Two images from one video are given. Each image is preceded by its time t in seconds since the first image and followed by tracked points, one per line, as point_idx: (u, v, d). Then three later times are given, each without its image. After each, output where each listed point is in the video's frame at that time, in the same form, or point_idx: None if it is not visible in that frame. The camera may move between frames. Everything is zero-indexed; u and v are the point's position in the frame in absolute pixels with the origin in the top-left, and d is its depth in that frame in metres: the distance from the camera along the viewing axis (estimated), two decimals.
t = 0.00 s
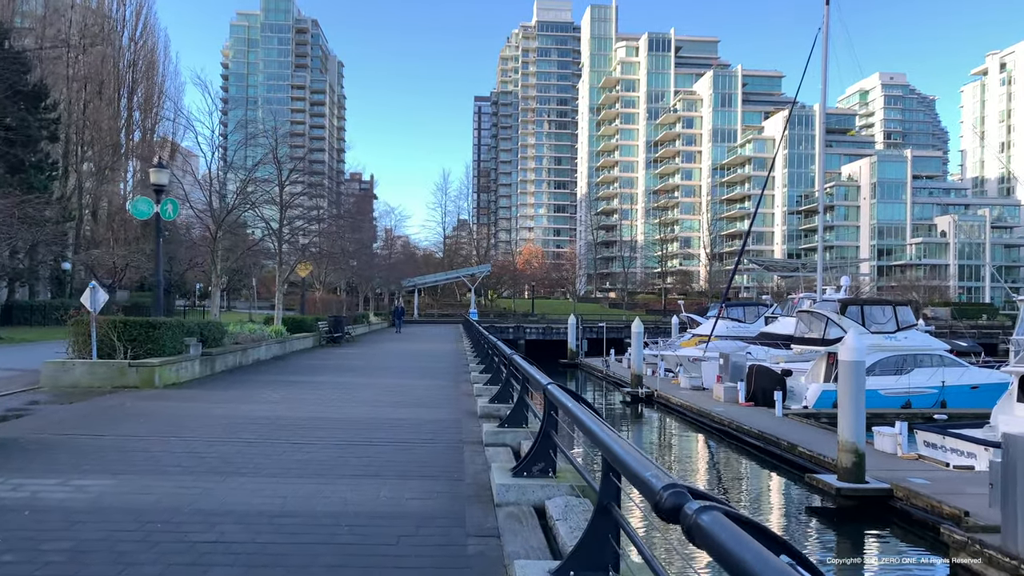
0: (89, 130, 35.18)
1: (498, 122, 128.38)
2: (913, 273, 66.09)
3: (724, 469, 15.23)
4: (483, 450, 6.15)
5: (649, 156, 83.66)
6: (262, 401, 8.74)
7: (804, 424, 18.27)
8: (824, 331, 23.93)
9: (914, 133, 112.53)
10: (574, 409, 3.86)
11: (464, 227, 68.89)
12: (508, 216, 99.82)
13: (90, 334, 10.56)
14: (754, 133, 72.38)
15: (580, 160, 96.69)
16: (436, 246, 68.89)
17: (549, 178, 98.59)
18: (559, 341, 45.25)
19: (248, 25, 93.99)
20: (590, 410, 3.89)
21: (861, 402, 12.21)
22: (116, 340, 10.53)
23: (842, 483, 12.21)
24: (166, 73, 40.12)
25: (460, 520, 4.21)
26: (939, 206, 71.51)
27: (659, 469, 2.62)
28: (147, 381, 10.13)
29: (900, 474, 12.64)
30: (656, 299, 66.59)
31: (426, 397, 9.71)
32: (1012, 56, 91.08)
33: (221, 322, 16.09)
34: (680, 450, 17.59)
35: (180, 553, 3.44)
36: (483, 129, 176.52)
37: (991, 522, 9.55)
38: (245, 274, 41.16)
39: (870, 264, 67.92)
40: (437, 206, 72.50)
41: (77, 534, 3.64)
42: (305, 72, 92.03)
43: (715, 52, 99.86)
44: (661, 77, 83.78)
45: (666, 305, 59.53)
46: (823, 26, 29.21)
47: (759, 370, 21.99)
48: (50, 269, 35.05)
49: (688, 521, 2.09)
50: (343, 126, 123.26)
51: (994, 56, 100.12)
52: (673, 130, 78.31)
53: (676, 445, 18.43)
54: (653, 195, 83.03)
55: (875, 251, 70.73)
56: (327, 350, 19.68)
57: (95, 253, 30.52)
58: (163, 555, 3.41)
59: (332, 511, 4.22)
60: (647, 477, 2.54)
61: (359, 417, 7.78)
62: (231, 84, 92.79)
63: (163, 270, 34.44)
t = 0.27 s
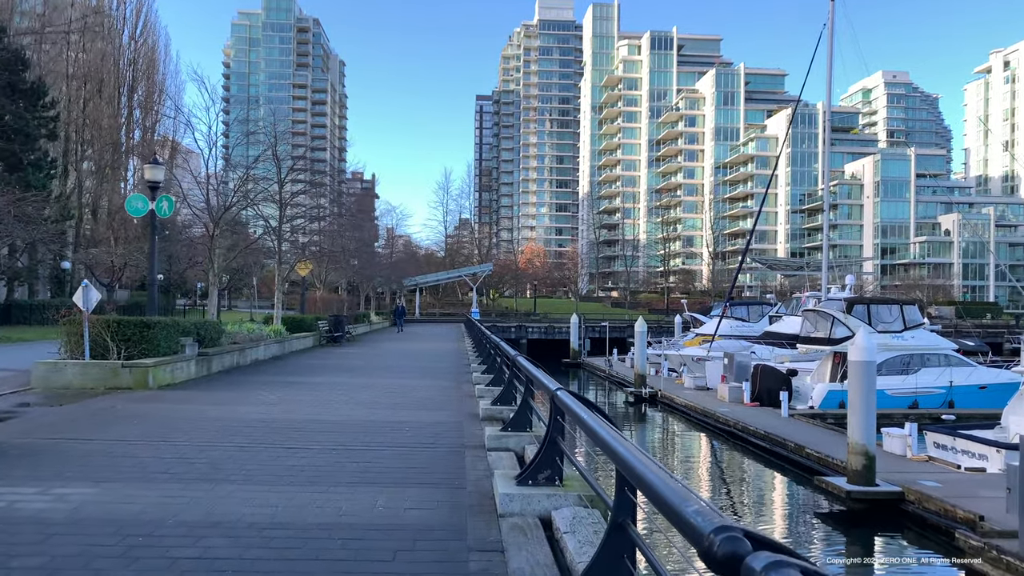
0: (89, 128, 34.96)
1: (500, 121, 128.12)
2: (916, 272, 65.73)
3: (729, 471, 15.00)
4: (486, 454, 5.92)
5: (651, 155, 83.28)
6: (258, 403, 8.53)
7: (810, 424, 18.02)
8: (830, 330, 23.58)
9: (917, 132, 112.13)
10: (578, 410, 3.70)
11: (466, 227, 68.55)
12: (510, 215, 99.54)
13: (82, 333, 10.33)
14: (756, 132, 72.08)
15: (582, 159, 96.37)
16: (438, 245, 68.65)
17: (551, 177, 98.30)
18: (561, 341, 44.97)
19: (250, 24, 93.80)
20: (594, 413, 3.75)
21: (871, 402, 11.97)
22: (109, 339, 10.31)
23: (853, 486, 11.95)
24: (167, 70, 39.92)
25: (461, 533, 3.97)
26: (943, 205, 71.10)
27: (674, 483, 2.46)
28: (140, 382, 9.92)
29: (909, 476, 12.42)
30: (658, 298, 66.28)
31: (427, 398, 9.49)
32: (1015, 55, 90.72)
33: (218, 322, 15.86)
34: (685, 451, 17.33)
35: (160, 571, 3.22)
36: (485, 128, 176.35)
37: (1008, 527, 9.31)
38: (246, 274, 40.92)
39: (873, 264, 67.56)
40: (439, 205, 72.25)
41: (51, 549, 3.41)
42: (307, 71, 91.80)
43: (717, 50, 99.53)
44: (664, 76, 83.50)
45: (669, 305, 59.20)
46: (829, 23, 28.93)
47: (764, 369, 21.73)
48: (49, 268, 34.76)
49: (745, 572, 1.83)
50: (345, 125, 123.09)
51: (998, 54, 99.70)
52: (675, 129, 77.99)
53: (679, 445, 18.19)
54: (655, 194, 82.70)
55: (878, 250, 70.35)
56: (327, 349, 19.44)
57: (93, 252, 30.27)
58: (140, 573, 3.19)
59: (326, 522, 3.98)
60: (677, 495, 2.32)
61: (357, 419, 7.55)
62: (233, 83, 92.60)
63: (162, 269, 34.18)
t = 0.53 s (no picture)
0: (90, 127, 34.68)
1: (502, 121, 127.81)
2: (921, 272, 65.44)
3: (737, 473, 14.74)
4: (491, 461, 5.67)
5: (654, 154, 83.11)
6: (255, 406, 8.29)
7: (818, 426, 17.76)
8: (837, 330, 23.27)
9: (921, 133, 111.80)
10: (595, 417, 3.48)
11: (468, 226, 68.27)
12: (512, 215, 99.31)
13: (76, 334, 10.15)
14: (759, 131, 71.89)
15: (584, 158, 96.10)
16: (440, 245, 68.50)
17: (553, 177, 98.08)
18: (564, 341, 44.77)
19: (251, 24, 93.65)
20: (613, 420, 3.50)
21: (883, 404, 11.69)
22: (103, 340, 10.09)
23: (864, 490, 11.70)
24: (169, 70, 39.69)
25: (468, 548, 3.72)
26: (947, 205, 70.93)
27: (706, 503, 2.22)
28: (135, 384, 9.72)
29: (922, 480, 12.17)
30: (661, 298, 66.03)
31: (430, 401, 9.25)
32: (1020, 54, 90.39)
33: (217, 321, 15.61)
34: (690, 453, 17.04)
35: None
36: (487, 128, 176.21)
37: None
38: (248, 273, 40.74)
39: (877, 264, 67.29)
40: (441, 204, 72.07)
41: (26, 567, 3.18)
42: (309, 70, 91.60)
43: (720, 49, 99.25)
44: (667, 75, 83.32)
45: (672, 305, 59.00)
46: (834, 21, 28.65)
47: (770, 371, 21.48)
48: (49, 268, 34.56)
49: None
50: (347, 124, 122.78)
51: (1002, 53, 99.38)
52: (678, 128, 77.81)
53: (685, 447, 17.92)
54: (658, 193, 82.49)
55: (882, 250, 70.10)
56: (328, 350, 19.20)
57: (93, 250, 30.06)
58: None
59: (324, 536, 3.75)
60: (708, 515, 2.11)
61: (357, 422, 7.30)
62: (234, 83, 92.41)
63: (163, 270, 33.96)
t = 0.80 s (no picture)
0: (89, 127, 34.36)
1: (504, 120, 127.49)
2: (924, 273, 65.13)
3: (745, 476, 14.50)
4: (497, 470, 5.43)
5: (656, 154, 82.86)
6: (252, 409, 8.05)
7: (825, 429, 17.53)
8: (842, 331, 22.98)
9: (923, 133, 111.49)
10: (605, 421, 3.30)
11: (469, 226, 68.03)
12: (513, 215, 99.09)
13: (68, 336, 9.95)
14: (762, 131, 71.70)
15: (586, 158, 95.86)
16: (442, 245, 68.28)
17: (554, 177, 97.82)
18: (566, 342, 44.53)
19: (253, 24, 93.39)
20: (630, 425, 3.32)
21: (895, 407, 11.45)
22: (96, 342, 9.90)
23: (876, 495, 11.46)
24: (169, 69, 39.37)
25: (474, 566, 3.50)
26: (950, 206, 70.65)
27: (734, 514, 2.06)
28: (128, 387, 9.53)
29: (935, 486, 11.95)
30: (663, 298, 65.79)
31: (433, 405, 9.01)
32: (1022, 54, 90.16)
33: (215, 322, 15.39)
34: (696, 456, 16.81)
35: None
36: (488, 129, 176.02)
37: None
38: (249, 273, 40.55)
39: (880, 265, 67.03)
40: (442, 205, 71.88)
41: None
42: (310, 70, 91.37)
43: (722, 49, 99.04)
44: (669, 75, 83.09)
45: (675, 305, 58.78)
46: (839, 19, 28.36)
47: (775, 372, 21.24)
48: (48, 269, 34.34)
49: None
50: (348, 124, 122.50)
51: (1005, 53, 99.01)
52: (680, 128, 77.60)
53: (690, 449, 17.68)
54: (660, 194, 82.33)
55: (884, 250, 69.83)
56: (328, 351, 18.98)
57: (91, 250, 29.82)
58: None
59: (318, 553, 3.51)
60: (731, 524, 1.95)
61: (358, 428, 7.06)
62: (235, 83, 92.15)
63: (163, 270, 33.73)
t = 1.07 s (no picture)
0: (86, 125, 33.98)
1: (504, 119, 127.17)
2: (926, 272, 64.78)
3: (752, 479, 14.24)
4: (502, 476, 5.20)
5: (657, 153, 82.52)
6: (246, 411, 7.81)
7: (831, 429, 17.28)
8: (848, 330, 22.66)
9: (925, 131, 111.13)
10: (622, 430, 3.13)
11: (470, 225, 67.72)
12: (514, 213, 98.81)
13: (60, 335, 9.75)
14: (764, 129, 71.46)
15: (587, 157, 95.54)
16: (442, 244, 67.95)
17: (555, 176, 97.51)
18: (567, 341, 44.25)
19: (253, 23, 93.12)
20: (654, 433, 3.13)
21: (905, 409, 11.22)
22: (88, 341, 9.70)
23: (885, 498, 11.22)
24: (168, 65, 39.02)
25: None
26: (952, 204, 70.30)
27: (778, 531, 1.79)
28: (120, 387, 9.32)
29: (947, 488, 11.72)
30: (664, 297, 65.53)
31: (435, 405, 8.76)
32: None
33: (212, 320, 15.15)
34: (701, 457, 16.55)
35: None
36: (488, 127, 175.80)
37: None
38: (247, 272, 40.25)
39: (882, 264, 66.67)
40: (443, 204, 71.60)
41: None
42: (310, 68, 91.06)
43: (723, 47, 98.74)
44: (670, 73, 82.77)
45: (676, 304, 58.44)
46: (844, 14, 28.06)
47: (779, 372, 20.99)
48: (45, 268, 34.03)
49: None
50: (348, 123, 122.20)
51: (1007, 52, 98.56)
52: (681, 127, 77.30)
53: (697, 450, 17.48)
54: (661, 192, 81.99)
55: (887, 249, 69.44)
56: (327, 350, 18.74)
57: (88, 249, 29.55)
58: None
59: (308, 568, 3.27)
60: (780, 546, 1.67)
61: (355, 430, 6.81)
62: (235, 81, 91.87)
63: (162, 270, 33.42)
